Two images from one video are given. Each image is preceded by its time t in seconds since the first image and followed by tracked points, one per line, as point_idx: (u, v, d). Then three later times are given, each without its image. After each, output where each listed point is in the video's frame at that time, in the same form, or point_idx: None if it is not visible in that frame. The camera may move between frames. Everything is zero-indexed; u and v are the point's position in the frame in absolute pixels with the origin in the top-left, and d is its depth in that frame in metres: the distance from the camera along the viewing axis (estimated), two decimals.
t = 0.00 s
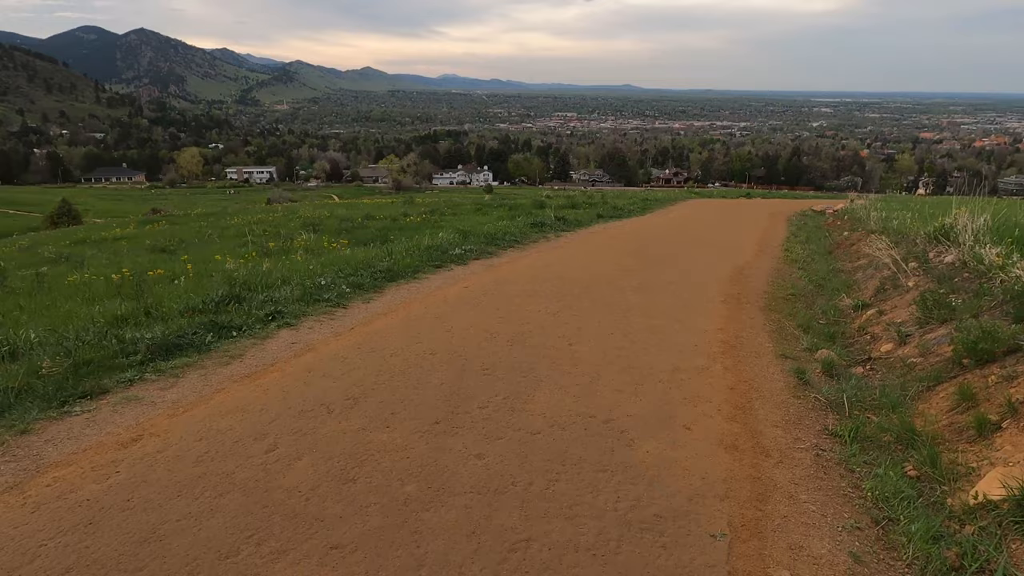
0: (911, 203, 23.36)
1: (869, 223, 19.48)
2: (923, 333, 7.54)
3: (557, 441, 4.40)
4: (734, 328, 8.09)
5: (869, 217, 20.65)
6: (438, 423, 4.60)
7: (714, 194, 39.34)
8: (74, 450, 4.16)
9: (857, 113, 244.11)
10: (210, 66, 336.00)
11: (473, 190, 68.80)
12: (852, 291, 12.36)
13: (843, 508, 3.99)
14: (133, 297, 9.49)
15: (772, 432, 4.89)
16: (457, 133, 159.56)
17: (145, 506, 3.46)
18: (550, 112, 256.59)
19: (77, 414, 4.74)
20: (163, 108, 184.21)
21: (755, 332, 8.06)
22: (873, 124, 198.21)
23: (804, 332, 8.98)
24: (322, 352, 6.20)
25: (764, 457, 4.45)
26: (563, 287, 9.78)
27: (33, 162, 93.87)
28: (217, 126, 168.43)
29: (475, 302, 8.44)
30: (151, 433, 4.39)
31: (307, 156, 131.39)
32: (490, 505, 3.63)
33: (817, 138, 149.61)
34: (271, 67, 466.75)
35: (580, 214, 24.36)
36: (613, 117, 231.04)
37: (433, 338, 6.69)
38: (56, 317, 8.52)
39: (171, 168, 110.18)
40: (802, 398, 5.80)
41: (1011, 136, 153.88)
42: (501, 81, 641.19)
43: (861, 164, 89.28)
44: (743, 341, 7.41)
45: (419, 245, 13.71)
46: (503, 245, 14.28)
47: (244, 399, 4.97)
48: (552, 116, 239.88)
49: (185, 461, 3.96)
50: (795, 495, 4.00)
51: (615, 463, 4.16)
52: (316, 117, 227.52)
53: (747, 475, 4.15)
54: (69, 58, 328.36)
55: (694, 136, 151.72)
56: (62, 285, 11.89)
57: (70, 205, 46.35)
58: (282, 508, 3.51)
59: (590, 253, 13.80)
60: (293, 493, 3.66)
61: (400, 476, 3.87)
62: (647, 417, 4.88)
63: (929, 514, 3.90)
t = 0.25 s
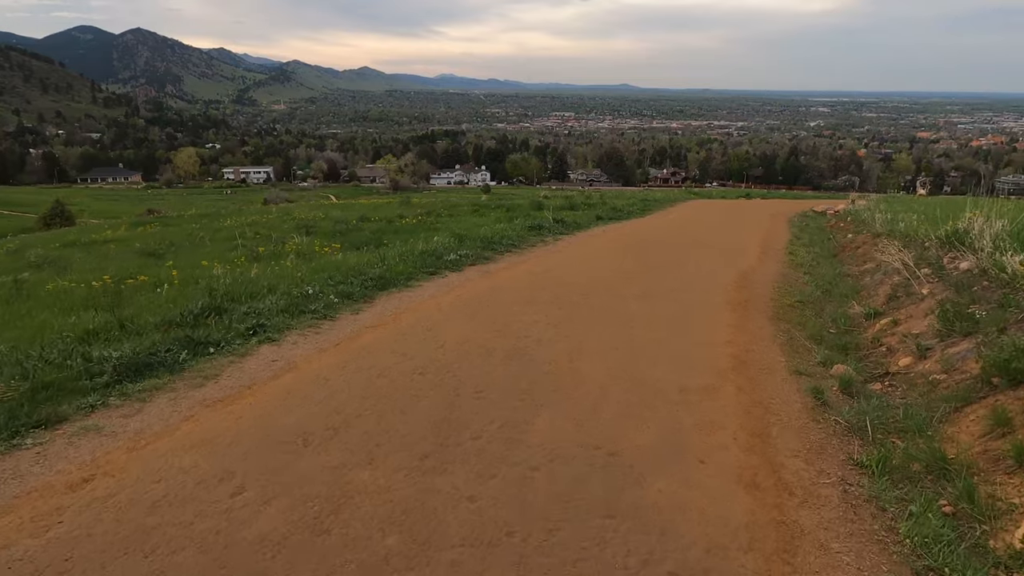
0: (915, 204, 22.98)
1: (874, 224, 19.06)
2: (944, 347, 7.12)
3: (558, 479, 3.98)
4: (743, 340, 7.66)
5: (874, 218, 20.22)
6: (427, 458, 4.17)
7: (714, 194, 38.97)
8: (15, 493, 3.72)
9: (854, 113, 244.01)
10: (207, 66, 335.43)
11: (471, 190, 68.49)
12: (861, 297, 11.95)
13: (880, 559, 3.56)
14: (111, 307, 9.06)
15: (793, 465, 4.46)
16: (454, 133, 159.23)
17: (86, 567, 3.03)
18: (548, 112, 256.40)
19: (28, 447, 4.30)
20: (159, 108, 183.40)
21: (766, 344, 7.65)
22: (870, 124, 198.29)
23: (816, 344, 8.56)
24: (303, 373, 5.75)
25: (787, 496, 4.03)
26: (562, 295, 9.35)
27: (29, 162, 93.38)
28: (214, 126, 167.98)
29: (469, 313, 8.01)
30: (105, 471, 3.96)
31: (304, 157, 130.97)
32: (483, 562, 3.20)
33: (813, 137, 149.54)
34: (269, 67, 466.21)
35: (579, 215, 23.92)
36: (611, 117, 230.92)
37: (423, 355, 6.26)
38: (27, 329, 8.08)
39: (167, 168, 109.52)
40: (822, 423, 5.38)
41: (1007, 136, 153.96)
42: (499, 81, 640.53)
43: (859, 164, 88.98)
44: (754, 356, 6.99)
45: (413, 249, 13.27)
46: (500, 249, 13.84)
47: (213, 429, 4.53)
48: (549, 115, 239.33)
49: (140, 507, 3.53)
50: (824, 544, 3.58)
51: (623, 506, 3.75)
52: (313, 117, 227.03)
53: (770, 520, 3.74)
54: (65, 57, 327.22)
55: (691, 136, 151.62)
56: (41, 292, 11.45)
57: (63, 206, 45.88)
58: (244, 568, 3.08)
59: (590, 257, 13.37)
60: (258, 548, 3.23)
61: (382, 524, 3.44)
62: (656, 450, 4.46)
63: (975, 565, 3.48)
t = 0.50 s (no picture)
0: (920, 203, 22.56)
1: (879, 223, 18.63)
2: (965, 352, 6.69)
3: (552, 508, 3.56)
4: (751, 345, 7.23)
5: (879, 217, 19.78)
6: (406, 481, 3.75)
7: (714, 193, 38.55)
8: None
9: (854, 112, 243.54)
10: (207, 66, 335.02)
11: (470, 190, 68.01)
12: (870, 298, 11.52)
13: None
14: (85, 310, 8.62)
15: (812, 487, 4.04)
16: (453, 133, 158.80)
17: None
18: (547, 112, 256.01)
19: None
20: (158, 108, 182.81)
21: (775, 349, 7.22)
22: (869, 123, 198.03)
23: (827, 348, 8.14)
24: (277, 381, 5.32)
25: (807, 525, 3.61)
26: (559, 297, 8.94)
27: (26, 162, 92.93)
28: (213, 126, 167.54)
29: (461, 316, 7.60)
30: (45, 498, 3.53)
31: (303, 156, 130.50)
32: None
33: (813, 137, 149.15)
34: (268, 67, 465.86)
35: (578, 215, 23.48)
36: (610, 117, 230.57)
37: (409, 362, 5.83)
38: None
39: (167, 167, 109.14)
40: (841, 436, 4.95)
41: (1006, 135, 153.71)
42: (498, 80, 640.12)
43: (857, 164, 88.60)
44: (763, 363, 6.57)
45: (407, 249, 12.82)
46: (497, 248, 13.42)
47: (170, 448, 4.10)
48: (549, 115, 238.97)
49: (75, 545, 3.10)
50: None
51: (624, 539, 3.33)
52: (313, 116, 226.61)
53: (790, 554, 3.32)
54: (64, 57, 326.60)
55: (690, 136, 151.26)
56: (18, 294, 11.01)
57: (58, 206, 45.40)
58: None
59: (590, 257, 12.95)
60: None
61: (350, 562, 3.03)
62: (661, 471, 4.04)
63: None
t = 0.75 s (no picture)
0: (929, 204, 22.10)
1: (889, 225, 18.13)
2: (997, 371, 6.21)
3: (550, 568, 3.10)
4: (765, 361, 6.76)
5: (889, 219, 19.26)
6: (384, 534, 3.29)
7: (717, 193, 38.10)
8: None
9: (855, 112, 242.66)
10: (208, 67, 335.10)
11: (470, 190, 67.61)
12: (884, 305, 11.06)
13: None
14: (58, 322, 8.17)
15: (845, 537, 3.57)
16: (454, 133, 158.50)
17: None
18: (548, 112, 255.75)
19: None
20: (159, 108, 182.43)
21: (790, 365, 6.76)
22: (871, 122, 197.51)
23: (844, 362, 7.66)
24: (249, 407, 4.85)
25: None
26: (560, 307, 8.49)
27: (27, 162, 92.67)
28: (214, 126, 167.33)
29: (455, 329, 7.14)
30: None
31: (304, 157, 130.22)
32: None
33: (814, 135, 148.61)
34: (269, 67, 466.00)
35: (579, 216, 22.98)
36: (611, 116, 230.22)
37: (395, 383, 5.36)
38: None
39: (168, 167, 108.81)
40: (870, 469, 4.47)
41: (1008, 134, 153.11)
42: (499, 80, 639.77)
43: (859, 163, 88.04)
44: (779, 382, 6.09)
45: (402, 254, 12.36)
46: (495, 252, 12.96)
47: (119, 492, 3.63)
48: (550, 115, 238.42)
49: None
50: None
51: None
52: (314, 117, 226.47)
53: None
54: (66, 58, 326.53)
55: (691, 135, 150.80)
56: None
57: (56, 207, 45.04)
58: None
59: (592, 262, 12.48)
60: None
61: None
62: (673, 519, 3.57)
63: None
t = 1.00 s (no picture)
0: (940, 203, 21.64)
1: (900, 224, 17.65)
2: None
3: None
4: (782, 370, 6.32)
5: (900, 218, 18.76)
6: None
7: (721, 193, 37.66)
8: None
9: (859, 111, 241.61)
10: (212, 67, 335.34)
11: (473, 189, 67.30)
12: (900, 309, 10.61)
13: None
14: (34, 326, 7.75)
15: None
16: (457, 132, 158.25)
17: None
18: (551, 112, 255.41)
19: None
20: (162, 107, 182.22)
21: (809, 375, 6.31)
22: (875, 122, 196.61)
23: (865, 371, 7.22)
24: (222, 424, 4.42)
25: None
26: (562, 311, 8.04)
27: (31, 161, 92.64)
28: (217, 125, 167.28)
29: (451, 334, 6.70)
30: None
31: (307, 156, 129.98)
32: None
33: (817, 134, 147.90)
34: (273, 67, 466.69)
35: (582, 215, 22.52)
36: (615, 115, 229.70)
37: (384, 396, 4.92)
38: None
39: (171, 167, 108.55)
40: (907, 496, 4.02)
41: (1012, 133, 152.37)
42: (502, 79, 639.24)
43: (863, 163, 87.44)
44: (799, 394, 5.64)
45: (399, 255, 11.92)
46: (496, 253, 12.53)
47: (62, 529, 3.21)
48: (553, 114, 237.78)
49: None
50: None
51: None
52: (317, 116, 226.28)
53: None
54: (69, 57, 326.67)
55: (694, 134, 150.25)
56: None
57: (56, 205, 44.78)
58: None
59: (596, 263, 12.03)
60: None
61: None
62: (693, 561, 3.15)
63: None
